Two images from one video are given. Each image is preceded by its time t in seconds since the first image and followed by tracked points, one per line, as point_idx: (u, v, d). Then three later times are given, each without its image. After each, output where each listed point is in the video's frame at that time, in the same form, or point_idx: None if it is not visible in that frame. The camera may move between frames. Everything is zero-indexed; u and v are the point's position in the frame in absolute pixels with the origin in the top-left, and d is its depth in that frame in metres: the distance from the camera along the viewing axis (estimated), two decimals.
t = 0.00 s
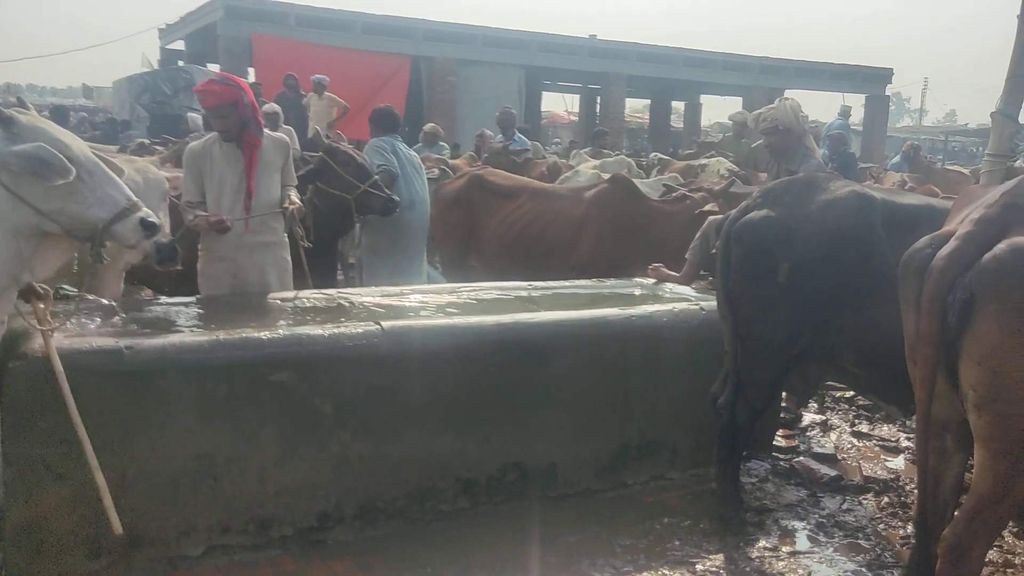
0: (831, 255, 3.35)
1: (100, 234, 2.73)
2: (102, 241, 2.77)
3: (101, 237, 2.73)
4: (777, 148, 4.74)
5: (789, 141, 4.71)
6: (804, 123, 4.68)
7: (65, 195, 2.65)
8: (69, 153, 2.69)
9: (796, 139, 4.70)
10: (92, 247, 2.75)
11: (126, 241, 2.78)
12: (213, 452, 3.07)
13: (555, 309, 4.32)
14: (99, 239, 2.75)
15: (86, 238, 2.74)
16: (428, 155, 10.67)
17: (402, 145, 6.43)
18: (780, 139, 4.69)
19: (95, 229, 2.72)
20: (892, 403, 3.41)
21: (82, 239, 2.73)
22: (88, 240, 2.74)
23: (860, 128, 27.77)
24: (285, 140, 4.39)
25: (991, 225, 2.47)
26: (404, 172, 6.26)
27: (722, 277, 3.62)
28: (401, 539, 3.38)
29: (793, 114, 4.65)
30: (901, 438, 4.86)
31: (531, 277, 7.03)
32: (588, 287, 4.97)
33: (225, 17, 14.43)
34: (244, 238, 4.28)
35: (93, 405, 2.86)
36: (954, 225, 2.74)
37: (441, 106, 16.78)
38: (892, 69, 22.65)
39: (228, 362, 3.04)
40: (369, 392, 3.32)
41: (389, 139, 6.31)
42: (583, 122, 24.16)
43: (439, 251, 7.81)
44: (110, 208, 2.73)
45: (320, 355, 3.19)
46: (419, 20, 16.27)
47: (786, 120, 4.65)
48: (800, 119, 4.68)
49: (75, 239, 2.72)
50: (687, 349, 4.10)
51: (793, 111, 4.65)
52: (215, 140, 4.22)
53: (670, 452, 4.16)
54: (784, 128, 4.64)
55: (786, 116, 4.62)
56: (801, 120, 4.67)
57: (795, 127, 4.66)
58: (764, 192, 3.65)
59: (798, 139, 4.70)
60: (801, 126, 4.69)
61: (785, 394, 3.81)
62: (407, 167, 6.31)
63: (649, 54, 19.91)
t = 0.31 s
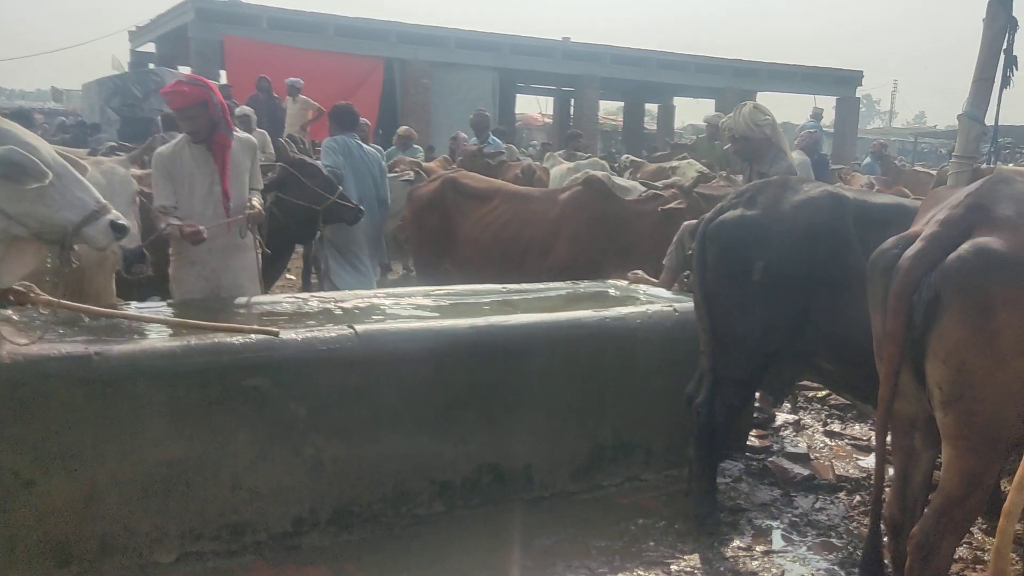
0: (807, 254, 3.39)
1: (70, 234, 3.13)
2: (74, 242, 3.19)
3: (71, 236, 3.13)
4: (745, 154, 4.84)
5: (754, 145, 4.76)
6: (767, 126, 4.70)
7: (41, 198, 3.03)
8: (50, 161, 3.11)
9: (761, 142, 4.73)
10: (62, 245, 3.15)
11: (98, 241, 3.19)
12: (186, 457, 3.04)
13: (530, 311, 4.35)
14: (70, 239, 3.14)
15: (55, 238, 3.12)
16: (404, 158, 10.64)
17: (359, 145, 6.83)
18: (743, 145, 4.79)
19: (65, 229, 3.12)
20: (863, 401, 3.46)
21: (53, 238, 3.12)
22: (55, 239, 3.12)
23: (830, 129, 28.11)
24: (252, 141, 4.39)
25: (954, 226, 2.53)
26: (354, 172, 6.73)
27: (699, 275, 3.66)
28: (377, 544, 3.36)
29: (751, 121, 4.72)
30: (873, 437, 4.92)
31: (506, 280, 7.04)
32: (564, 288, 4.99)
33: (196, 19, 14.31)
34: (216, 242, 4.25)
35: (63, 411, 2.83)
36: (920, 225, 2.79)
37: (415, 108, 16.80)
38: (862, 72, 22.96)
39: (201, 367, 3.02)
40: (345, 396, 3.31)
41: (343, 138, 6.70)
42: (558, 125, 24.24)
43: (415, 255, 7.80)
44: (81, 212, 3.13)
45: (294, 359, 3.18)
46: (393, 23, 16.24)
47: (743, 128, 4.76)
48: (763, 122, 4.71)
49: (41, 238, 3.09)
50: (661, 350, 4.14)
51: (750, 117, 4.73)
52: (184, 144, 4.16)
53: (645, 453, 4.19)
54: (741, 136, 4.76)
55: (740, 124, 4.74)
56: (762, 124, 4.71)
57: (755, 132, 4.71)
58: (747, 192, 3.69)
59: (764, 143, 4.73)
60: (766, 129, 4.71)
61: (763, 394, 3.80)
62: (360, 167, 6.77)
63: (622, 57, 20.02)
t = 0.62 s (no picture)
0: (792, 253, 3.40)
1: (54, 234, 3.38)
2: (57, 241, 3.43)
3: (54, 237, 3.38)
4: (729, 154, 4.87)
5: (737, 144, 4.79)
6: (749, 125, 4.72)
7: (29, 201, 3.30)
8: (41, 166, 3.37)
9: (744, 141, 4.75)
10: (46, 244, 3.41)
11: (80, 241, 3.44)
12: (171, 460, 3.03)
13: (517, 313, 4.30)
14: (54, 239, 3.40)
15: (42, 238, 3.38)
16: (389, 159, 10.62)
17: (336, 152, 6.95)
18: (726, 145, 4.82)
19: (50, 229, 3.37)
20: (848, 400, 3.48)
21: (39, 238, 3.38)
22: (42, 238, 3.38)
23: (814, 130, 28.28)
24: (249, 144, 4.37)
25: (936, 226, 2.55)
26: (331, 177, 6.87)
27: (686, 275, 3.67)
28: (363, 546, 3.35)
29: (732, 120, 4.75)
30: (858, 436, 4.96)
31: (492, 281, 7.03)
32: (550, 288, 4.99)
33: (180, 20, 14.23)
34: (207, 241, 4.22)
35: (46, 413, 2.81)
36: (901, 225, 2.82)
37: (400, 109, 16.79)
38: (844, 73, 23.12)
39: (186, 369, 3.00)
40: (331, 398, 3.31)
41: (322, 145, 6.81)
42: (543, 126, 24.27)
43: (401, 256, 7.78)
44: (63, 214, 3.37)
45: (280, 360, 3.17)
46: (378, 24, 16.21)
47: (725, 128, 4.79)
48: (745, 121, 4.73)
49: (29, 237, 3.36)
50: (647, 350, 4.15)
51: (731, 117, 4.75)
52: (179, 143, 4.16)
53: (631, 453, 4.20)
54: (723, 135, 4.79)
55: (722, 124, 4.77)
56: (744, 123, 4.73)
57: (737, 131, 4.74)
58: (734, 192, 3.69)
59: (746, 142, 4.75)
60: (748, 128, 4.74)
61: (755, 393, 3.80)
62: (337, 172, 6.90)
63: (608, 59, 20.07)
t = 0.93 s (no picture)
0: (785, 252, 3.41)
1: (46, 234, 3.42)
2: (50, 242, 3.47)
3: (46, 236, 3.43)
4: (722, 157, 4.88)
5: (730, 147, 4.80)
6: (743, 128, 4.74)
7: (21, 201, 3.35)
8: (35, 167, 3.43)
9: (737, 144, 4.77)
10: (39, 244, 3.46)
11: (72, 241, 3.48)
12: (165, 459, 3.02)
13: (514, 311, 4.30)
14: (44, 238, 3.45)
15: (35, 238, 3.43)
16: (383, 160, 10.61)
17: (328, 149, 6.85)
18: (719, 148, 4.84)
19: (42, 229, 3.42)
20: (841, 399, 3.50)
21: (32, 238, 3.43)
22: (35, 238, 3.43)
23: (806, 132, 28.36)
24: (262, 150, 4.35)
25: (927, 224, 2.57)
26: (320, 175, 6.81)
27: (682, 275, 3.68)
28: (356, 546, 3.35)
29: (726, 122, 4.76)
30: (850, 435, 4.98)
31: (486, 282, 7.04)
32: (543, 288, 4.99)
33: (173, 20, 14.20)
34: (207, 240, 4.19)
35: (40, 413, 2.80)
36: (893, 224, 2.84)
37: (394, 110, 16.79)
38: (836, 74, 23.20)
39: (180, 368, 3.00)
40: (324, 397, 3.31)
41: (313, 142, 6.73)
42: (537, 127, 24.30)
43: (395, 257, 7.78)
44: (55, 213, 3.42)
45: (274, 360, 3.17)
46: (371, 25, 16.21)
47: (720, 131, 4.80)
48: (738, 123, 4.75)
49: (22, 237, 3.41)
50: (641, 350, 4.16)
51: (725, 120, 4.77)
52: (189, 143, 4.19)
53: (624, 453, 4.21)
54: (717, 138, 4.80)
55: (716, 127, 4.78)
56: (738, 126, 4.74)
57: (731, 134, 4.75)
58: (729, 191, 3.71)
59: (740, 145, 4.77)
60: (742, 131, 4.76)
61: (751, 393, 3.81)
62: (328, 171, 6.85)
63: (601, 60, 20.08)
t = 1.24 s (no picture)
0: (783, 253, 3.41)
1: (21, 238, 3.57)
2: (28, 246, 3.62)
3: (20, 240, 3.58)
4: (718, 162, 4.89)
5: (727, 153, 4.81)
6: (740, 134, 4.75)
7: None
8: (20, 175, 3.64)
9: (734, 148, 4.78)
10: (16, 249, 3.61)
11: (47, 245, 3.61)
12: (165, 458, 3.02)
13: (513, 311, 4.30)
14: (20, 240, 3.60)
15: (12, 243, 3.59)
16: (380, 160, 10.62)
17: (314, 152, 6.80)
18: (715, 154, 4.83)
19: (18, 233, 3.57)
20: (841, 398, 3.50)
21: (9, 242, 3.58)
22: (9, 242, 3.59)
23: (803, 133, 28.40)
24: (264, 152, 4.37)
25: (926, 224, 2.57)
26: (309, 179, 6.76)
27: (682, 276, 3.69)
28: (355, 545, 3.35)
29: (722, 129, 4.77)
30: (848, 435, 4.99)
31: (485, 282, 7.04)
32: (542, 288, 5.00)
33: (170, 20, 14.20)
34: (213, 239, 4.20)
35: (40, 412, 2.80)
36: (892, 223, 2.85)
37: (392, 111, 16.80)
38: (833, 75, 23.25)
39: (180, 367, 3.00)
40: (323, 396, 3.31)
41: (299, 146, 6.69)
42: (534, 127, 24.32)
43: (393, 256, 7.78)
44: (29, 216, 3.58)
45: (274, 359, 3.17)
46: (369, 26, 16.23)
47: (716, 137, 4.80)
48: (733, 129, 4.77)
49: None
50: (640, 350, 4.17)
51: (721, 126, 4.78)
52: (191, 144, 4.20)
53: (623, 452, 4.21)
54: (714, 144, 4.80)
55: (712, 133, 4.79)
56: (735, 132, 4.75)
57: (727, 140, 4.77)
58: (729, 191, 3.71)
59: (738, 151, 4.78)
60: (738, 135, 4.78)
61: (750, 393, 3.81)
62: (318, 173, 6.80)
63: (598, 61, 20.10)
